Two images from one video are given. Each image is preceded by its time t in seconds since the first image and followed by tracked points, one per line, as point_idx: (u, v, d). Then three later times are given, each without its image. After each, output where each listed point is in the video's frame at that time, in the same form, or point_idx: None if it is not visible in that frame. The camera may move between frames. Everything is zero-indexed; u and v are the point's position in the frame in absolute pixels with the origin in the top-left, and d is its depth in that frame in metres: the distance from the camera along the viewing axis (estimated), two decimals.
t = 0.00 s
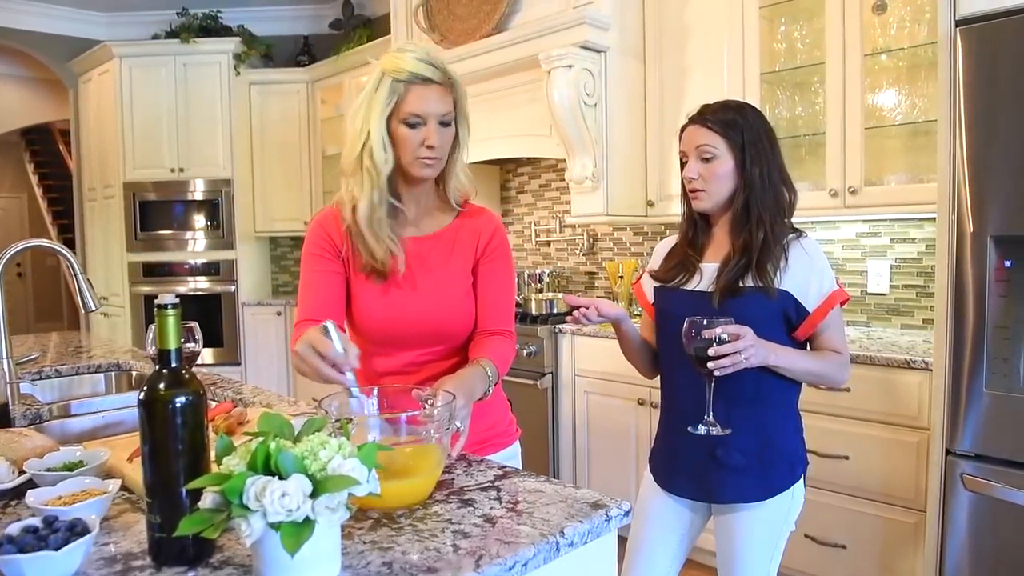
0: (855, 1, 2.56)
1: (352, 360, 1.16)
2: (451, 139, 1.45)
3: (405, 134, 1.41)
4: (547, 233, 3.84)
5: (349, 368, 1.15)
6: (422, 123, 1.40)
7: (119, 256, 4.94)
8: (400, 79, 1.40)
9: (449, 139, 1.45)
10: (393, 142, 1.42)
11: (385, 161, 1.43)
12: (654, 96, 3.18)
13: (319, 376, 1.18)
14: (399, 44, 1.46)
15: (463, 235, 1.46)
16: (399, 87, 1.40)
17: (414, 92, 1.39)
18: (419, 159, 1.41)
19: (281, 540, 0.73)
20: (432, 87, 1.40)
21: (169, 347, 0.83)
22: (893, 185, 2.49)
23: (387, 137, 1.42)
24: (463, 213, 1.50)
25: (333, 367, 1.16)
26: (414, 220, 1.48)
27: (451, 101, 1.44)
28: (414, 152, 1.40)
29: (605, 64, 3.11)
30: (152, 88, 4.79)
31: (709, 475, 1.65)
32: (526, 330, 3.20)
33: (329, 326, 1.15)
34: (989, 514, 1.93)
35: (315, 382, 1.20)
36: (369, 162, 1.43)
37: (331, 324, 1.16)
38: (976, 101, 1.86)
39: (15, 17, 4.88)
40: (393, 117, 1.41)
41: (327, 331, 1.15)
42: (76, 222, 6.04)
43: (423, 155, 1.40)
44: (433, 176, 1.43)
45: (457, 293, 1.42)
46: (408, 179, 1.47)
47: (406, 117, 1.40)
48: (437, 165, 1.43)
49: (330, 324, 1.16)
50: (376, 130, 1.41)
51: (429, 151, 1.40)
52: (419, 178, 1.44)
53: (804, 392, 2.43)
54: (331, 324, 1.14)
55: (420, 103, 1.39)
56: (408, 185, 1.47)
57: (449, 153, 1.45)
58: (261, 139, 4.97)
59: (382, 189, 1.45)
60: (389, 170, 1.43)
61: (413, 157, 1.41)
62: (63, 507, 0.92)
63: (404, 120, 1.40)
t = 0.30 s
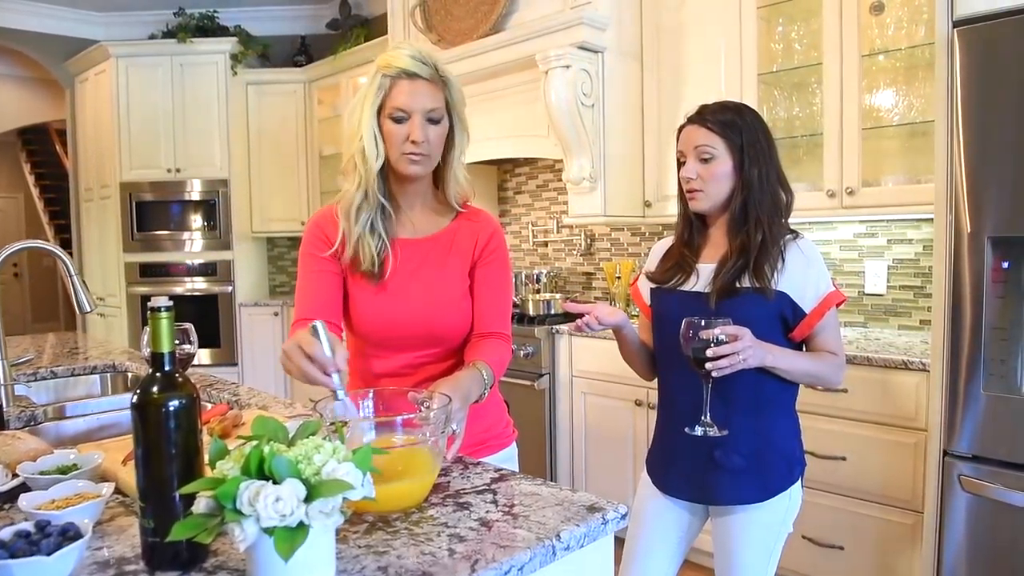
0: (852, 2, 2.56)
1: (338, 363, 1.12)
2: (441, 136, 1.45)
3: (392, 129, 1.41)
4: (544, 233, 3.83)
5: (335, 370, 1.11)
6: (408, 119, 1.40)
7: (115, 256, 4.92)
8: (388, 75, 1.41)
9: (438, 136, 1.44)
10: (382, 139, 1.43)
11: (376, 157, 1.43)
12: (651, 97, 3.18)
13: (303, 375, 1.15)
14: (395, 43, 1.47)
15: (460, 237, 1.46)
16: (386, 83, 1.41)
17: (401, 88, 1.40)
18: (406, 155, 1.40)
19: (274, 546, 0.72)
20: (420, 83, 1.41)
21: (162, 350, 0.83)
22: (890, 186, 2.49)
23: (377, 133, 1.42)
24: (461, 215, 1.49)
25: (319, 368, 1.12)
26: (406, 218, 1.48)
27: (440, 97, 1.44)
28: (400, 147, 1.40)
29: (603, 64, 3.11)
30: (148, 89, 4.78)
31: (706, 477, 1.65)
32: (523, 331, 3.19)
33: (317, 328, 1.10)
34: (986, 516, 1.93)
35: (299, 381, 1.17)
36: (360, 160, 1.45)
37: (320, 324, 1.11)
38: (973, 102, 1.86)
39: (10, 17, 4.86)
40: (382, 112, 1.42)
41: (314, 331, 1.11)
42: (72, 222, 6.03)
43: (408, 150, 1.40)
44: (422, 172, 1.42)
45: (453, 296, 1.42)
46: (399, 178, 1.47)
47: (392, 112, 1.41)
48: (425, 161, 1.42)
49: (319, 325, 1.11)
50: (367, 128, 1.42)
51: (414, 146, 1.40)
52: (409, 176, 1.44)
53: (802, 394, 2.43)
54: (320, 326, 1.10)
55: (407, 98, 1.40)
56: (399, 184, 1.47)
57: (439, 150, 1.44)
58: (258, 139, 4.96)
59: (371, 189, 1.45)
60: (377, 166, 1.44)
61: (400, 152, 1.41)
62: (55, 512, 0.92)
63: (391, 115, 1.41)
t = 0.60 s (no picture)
0: (850, 1, 2.55)
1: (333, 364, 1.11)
2: (442, 139, 1.45)
3: (395, 132, 1.40)
4: (541, 234, 3.83)
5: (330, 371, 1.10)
6: (411, 122, 1.40)
7: (111, 256, 4.91)
8: (390, 78, 1.40)
9: (440, 139, 1.44)
10: (386, 141, 1.42)
11: (383, 162, 1.42)
12: (649, 97, 3.17)
13: (295, 373, 1.14)
14: (392, 44, 1.46)
15: (457, 238, 1.45)
16: (389, 85, 1.40)
17: (403, 91, 1.39)
18: (410, 158, 1.41)
19: (267, 551, 0.72)
20: (421, 85, 1.40)
21: (154, 353, 0.82)
22: (888, 186, 2.49)
23: (381, 135, 1.41)
24: (458, 216, 1.49)
25: (315, 369, 1.12)
26: (409, 220, 1.47)
27: (440, 99, 1.43)
28: (404, 150, 1.40)
29: (600, 65, 3.11)
30: (145, 88, 4.77)
31: (704, 478, 1.64)
32: (520, 331, 3.19)
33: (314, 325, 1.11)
34: (984, 517, 1.93)
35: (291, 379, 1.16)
36: (366, 163, 1.43)
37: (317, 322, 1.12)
38: (970, 102, 1.85)
39: (7, 16, 4.84)
40: (384, 116, 1.41)
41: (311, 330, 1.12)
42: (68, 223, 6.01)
43: (413, 152, 1.40)
44: (424, 176, 1.43)
45: (449, 297, 1.41)
46: (402, 181, 1.46)
47: (395, 115, 1.40)
48: (428, 165, 1.42)
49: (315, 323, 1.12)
50: (369, 131, 1.41)
51: (418, 149, 1.40)
52: (411, 179, 1.44)
53: (799, 395, 2.42)
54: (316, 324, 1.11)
55: (409, 102, 1.39)
56: (403, 186, 1.46)
57: (440, 153, 1.45)
58: (255, 139, 4.95)
59: (377, 191, 1.44)
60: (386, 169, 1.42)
61: (404, 155, 1.41)
62: (46, 516, 0.91)
63: (393, 119, 1.40)
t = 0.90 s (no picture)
0: (847, 1, 2.55)
1: (337, 370, 1.12)
2: (432, 139, 1.44)
3: (382, 132, 1.40)
4: (539, 234, 3.82)
5: (334, 377, 1.11)
6: (399, 121, 1.39)
7: (108, 257, 4.89)
8: (380, 77, 1.39)
9: (430, 139, 1.43)
10: (375, 142, 1.41)
11: (370, 160, 1.42)
12: (646, 97, 3.16)
13: (302, 386, 1.15)
14: (385, 44, 1.45)
15: (453, 238, 1.44)
16: (378, 84, 1.40)
17: (391, 90, 1.39)
18: (397, 158, 1.40)
19: (257, 558, 0.71)
20: (410, 85, 1.39)
21: (145, 356, 0.81)
22: (886, 187, 2.48)
23: (370, 135, 1.41)
24: (454, 217, 1.48)
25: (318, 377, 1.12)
26: (399, 218, 1.46)
27: (431, 99, 1.42)
28: (392, 150, 1.40)
29: (597, 64, 3.10)
30: (141, 88, 4.75)
31: (702, 481, 1.63)
32: (517, 332, 3.18)
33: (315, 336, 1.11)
34: (982, 519, 1.92)
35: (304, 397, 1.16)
36: (354, 163, 1.44)
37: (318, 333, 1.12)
38: (968, 103, 1.85)
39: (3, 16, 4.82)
40: (373, 115, 1.41)
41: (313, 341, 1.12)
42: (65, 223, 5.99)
43: (399, 151, 1.39)
44: (413, 176, 1.42)
45: (444, 298, 1.40)
46: (393, 182, 1.46)
47: (384, 115, 1.39)
48: (417, 165, 1.41)
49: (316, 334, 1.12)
50: (358, 131, 1.41)
51: (405, 149, 1.39)
52: (400, 179, 1.43)
53: (797, 396, 2.42)
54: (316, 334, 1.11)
55: (397, 101, 1.38)
56: (394, 188, 1.46)
57: (431, 153, 1.44)
58: (252, 139, 4.94)
59: (366, 193, 1.43)
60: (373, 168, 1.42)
61: (392, 155, 1.40)
62: (36, 521, 0.90)
63: (382, 118, 1.40)
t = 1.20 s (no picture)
0: (845, 2, 2.54)
1: (343, 371, 1.08)
2: (431, 141, 1.43)
3: (382, 134, 1.39)
4: (535, 235, 3.81)
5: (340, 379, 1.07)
6: (398, 123, 1.38)
7: (103, 258, 4.87)
8: (377, 79, 1.38)
9: (429, 141, 1.42)
10: (373, 144, 1.40)
11: (369, 163, 1.40)
12: (643, 98, 3.16)
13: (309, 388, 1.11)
14: (380, 45, 1.44)
15: (448, 239, 1.43)
16: (376, 86, 1.38)
17: (390, 92, 1.38)
18: (397, 160, 1.39)
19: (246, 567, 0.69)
20: (409, 87, 1.38)
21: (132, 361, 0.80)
22: (883, 188, 2.47)
23: (368, 136, 1.39)
24: (449, 217, 1.47)
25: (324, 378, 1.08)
26: (395, 220, 1.45)
27: (429, 101, 1.42)
28: (392, 152, 1.38)
29: (594, 65, 3.09)
30: (136, 89, 4.74)
31: (699, 485, 1.62)
32: (514, 333, 3.17)
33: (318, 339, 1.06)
34: (979, 521, 1.92)
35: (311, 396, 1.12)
36: (352, 164, 1.42)
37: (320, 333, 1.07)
38: (966, 104, 1.84)
39: None
40: (371, 117, 1.39)
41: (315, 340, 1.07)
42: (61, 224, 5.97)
43: (399, 154, 1.38)
44: (412, 178, 1.41)
45: (439, 300, 1.39)
46: (390, 184, 1.45)
47: (382, 117, 1.38)
48: (416, 167, 1.41)
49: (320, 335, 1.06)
50: (355, 133, 1.39)
51: (405, 151, 1.38)
52: (399, 182, 1.42)
53: (794, 398, 2.41)
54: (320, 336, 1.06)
55: (396, 103, 1.37)
56: (391, 190, 1.45)
57: (429, 155, 1.43)
58: (247, 139, 4.92)
59: (363, 195, 1.42)
60: (372, 171, 1.41)
61: (391, 157, 1.39)
62: (23, 528, 0.88)
63: (381, 120, 1.38)
